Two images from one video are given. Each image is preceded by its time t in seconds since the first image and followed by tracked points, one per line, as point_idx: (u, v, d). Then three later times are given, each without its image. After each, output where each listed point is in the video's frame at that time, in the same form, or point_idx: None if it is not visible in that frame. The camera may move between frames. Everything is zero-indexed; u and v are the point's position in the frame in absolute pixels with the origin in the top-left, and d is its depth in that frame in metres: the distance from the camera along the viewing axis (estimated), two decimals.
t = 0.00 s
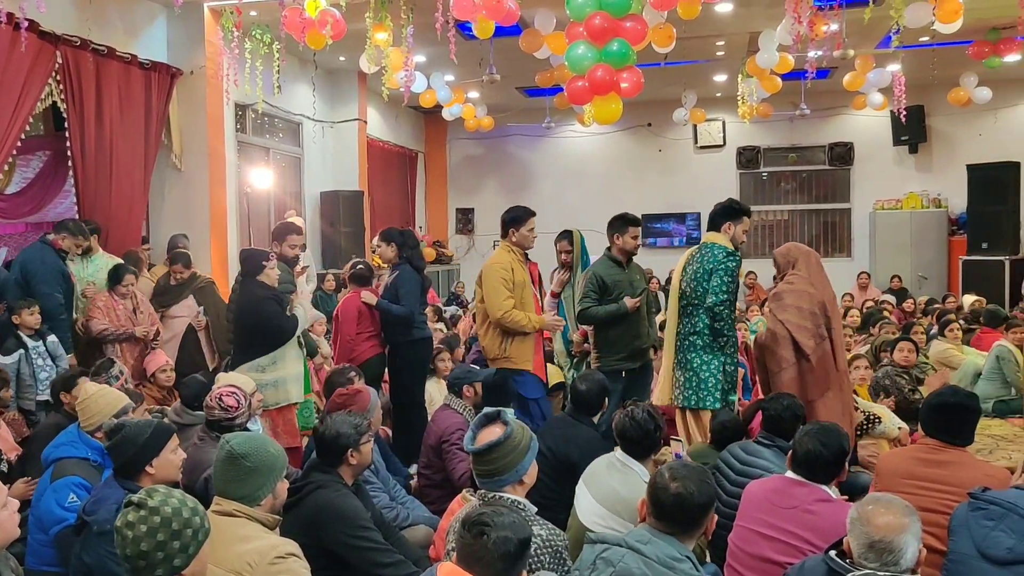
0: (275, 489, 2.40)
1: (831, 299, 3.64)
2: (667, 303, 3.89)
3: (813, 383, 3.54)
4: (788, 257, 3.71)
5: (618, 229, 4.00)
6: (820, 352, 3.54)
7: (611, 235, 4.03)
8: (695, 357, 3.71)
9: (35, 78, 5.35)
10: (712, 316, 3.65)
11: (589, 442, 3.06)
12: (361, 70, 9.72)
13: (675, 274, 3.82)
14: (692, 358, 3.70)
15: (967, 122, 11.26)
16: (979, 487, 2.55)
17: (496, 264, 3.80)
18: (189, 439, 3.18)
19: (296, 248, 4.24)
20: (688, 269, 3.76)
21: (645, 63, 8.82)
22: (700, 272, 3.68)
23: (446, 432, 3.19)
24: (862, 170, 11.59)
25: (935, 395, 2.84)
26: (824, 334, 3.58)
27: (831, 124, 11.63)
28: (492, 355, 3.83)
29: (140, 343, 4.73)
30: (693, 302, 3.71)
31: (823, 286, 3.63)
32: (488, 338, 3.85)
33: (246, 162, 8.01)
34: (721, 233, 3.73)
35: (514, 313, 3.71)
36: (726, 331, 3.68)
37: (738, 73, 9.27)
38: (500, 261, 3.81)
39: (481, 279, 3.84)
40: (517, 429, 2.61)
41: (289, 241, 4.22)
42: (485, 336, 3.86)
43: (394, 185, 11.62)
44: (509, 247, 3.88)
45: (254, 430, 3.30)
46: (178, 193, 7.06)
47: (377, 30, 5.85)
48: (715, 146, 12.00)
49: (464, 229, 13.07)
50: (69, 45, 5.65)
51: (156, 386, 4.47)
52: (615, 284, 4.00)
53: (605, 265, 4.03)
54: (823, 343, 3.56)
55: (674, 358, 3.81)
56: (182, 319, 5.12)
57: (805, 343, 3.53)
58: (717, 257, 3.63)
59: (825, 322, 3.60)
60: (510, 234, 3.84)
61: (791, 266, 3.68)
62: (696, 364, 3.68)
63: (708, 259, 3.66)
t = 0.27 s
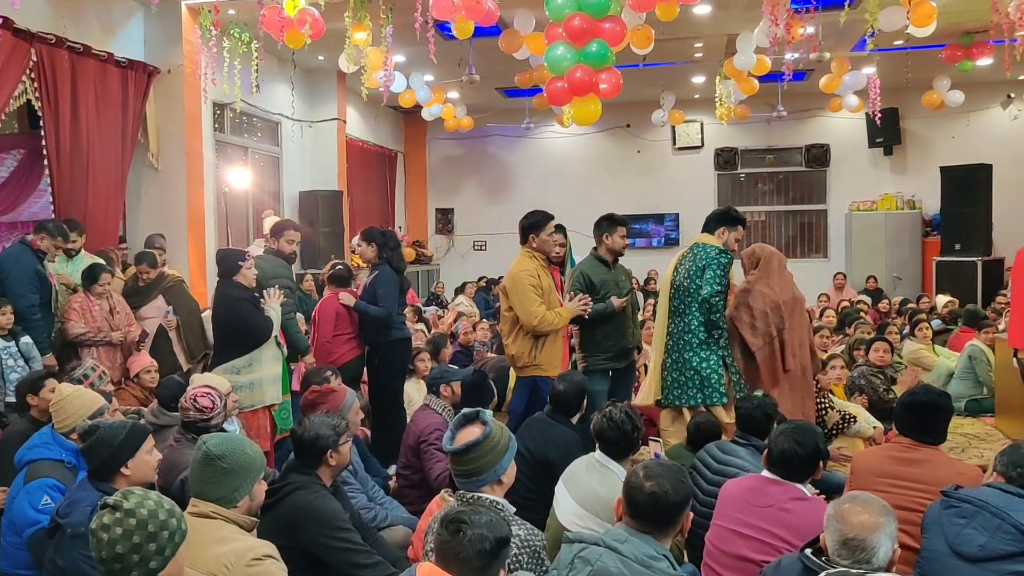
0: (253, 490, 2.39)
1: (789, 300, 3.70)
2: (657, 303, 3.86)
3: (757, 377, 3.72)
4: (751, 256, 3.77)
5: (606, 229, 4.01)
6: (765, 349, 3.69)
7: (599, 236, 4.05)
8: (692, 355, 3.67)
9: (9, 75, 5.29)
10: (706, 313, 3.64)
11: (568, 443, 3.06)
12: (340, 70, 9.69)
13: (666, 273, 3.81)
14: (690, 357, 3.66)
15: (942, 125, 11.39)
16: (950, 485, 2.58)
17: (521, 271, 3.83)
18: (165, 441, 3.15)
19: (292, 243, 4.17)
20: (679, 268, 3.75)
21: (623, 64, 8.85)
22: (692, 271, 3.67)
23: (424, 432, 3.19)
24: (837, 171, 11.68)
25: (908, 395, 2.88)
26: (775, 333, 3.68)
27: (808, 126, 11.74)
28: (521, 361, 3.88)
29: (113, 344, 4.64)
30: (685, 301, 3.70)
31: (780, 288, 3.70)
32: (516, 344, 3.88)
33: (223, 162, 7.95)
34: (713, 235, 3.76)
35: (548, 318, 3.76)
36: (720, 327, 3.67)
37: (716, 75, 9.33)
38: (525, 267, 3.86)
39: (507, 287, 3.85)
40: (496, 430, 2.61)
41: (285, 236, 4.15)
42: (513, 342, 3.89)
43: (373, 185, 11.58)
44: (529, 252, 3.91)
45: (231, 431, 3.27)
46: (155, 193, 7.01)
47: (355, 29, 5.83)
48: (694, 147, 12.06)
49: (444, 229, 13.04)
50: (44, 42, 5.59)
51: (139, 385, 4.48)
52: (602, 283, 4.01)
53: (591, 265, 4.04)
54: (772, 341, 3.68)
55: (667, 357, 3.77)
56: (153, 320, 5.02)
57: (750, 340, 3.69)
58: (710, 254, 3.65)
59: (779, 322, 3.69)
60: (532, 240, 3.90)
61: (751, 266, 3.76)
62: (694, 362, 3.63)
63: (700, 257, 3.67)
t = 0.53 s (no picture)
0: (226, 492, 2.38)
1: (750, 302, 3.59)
2: (649, 304, 3.75)
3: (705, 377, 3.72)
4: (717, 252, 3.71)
5: (587, 229, 3.99)
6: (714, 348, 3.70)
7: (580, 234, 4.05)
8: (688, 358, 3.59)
9: None
10: (707, 315, 3.58)
11: (542, 444, 3.07)
12: (315, 70, 9.65)
13: (661, 275, 3.70)
14: (688, 360, 3.57)
15: (913, 128, 11.54)
16: (917, 483, 2.62)
17: (548, 262, 3.71)
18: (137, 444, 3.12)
19: (285, 245, 4.18)
20: (677, 269, 3.65)
21: (598, 66, 8.89)
22: (694, 273, 3.58)
23: (397, 434, 3.21)
24: (809, 173, 11.80)
25: (877, 394, 2.91)
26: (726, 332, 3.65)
27: (781, 128, 11.85)
28: (544, 356, 3.77)
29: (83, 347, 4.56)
30: (684, 303, 3.61)
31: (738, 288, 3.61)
32: (539, 338, 3.77)
33: (196, 161, 7.89)
34: (709, 238, 3.70)
35: (578, 310, 3.67)
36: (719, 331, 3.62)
37: (690, 77, 9.39)
38: (552, 261, 3.72)
39: (534, 280, 3.71)
40: (469, 431, 2.62)
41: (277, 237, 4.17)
42: (536, 337, 3.77)
43: (349, 185, 11.55)
44: (550, 245, 3.80)
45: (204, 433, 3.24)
46: (127, 192, 6.93)
47: (330, 29, 5.82)
48: (668, 149, 12.12)
49: (420, 230, 13.01)
50: (14, 39, 5.51)
51: (117, 387, 4.45)
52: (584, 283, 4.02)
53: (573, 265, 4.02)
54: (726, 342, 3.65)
55: (660, 359, 3.67)
56: (122, 321, 4.96)
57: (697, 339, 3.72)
58: (714, 258, 3.56)
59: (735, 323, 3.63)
60: (554, 234, 3.80)
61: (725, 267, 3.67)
62: (694, 365, 3.55)
63: (703, 259, 3.57)
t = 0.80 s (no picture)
0: (200, 492, 2.36)
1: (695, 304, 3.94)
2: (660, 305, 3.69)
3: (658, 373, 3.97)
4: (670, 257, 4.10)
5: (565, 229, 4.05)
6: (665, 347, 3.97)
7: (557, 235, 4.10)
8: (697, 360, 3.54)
9: None
10: (718, 318, 3.51)
11: (520, 444, 3.07)
12: (292, 69, 9.61)
13: (672, 274, 3.65)
14: (696, 361, 3.51)
15: (886, 131, 11.66)
16: (890, 481, 2.64)
17: (555, 259, 3.71)
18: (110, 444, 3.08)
19: (283, 244, 4.00)
20: (689, 269, 3.60)
21: (576, 67, 8.92)
22: (706, 274, 3.52)
23: (374, 436, 3.21)
24: (785, 174, 11.88)
25: (849, 393, 2.94)
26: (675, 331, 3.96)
27: (757, 129, 11.92)
28: (549, 355, 3.79)
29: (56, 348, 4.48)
30: (695, 304, 3.55)
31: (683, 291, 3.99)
32: (544, 337, 3.79)
33: (172, 160, 7.82)
34: (723, 240, 3.67)
35: (584, 309, 3.69)
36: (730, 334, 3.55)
37: (667, 78, 9.43)
38: (558, 259, 3.73)
39: (539, 278, 3.72)
40: (445, 430, 2.61)
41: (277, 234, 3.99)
42: (540, 335, 3.79)
43: (326, 184, 11.50)
44: (558, 242, 3.78)
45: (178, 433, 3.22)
46: (102, 191, 6.87)
47: (308, 28, 5.80)
48: (645, 150, 12.17)
49: (398, 230, 12.98)
50: None
51: (95, 389, 4.44)
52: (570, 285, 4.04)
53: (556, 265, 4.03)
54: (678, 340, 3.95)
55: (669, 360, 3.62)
56: (94, 320, 4.90)
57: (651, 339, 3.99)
58: (729, 260, 3.49)
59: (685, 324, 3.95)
60: (562, 233, 3.77)
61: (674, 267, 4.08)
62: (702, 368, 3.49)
63: (716, 260, 3.51)
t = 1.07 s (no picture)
0: (177, 494, 2.34)
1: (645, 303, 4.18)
2: (673, 303, 3.76)
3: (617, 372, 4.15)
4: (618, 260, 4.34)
5: (544, 229, 4.04)
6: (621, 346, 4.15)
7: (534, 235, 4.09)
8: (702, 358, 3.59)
9: None
10: (723, 317, 3.54)
11: (501, 445, 3.06)
12: (273, 69, 9.57)
13: (684, 273, 3.70)
14: (697, 359, 3.58)
15: (864, 131, 11.75)
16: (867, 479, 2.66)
17: (555, 261, 3.71)
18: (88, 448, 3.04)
19: (281, 243, 3.69)
20: (700, 268, 3.64)
21: (557, 67, 8.94)
22: (712, 273, 3.55)
23: (355, 437, 3.20)
24: (764, 174, 11.95)
25: (826, 391, 2.96)
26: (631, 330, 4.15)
27: (736, 129, 11.97)
28: (547, 356, 3.81)
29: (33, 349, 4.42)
30: (701, 303, 3.60)
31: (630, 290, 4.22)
32: (542, 339, 3.83)
33: (151, 160, 7.78)
34: (734, 239, 3.66)
35: (579, 312, 3.67)
36: (737, 334, 3.55)
37: (647, 79, 9.46)
38: (559, 259, 3.73)
39: (539, 278, 3.75)
40: (425, 431, 2.61)
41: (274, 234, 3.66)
42: (539, 337, 3.83)
43: (307, 184, 11.46)
44: (563, 244, 3.80)
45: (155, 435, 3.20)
46: (79, 192, 6.82)
47: (288, 28, 5.79)
48: (626, 150, 12.22)
49: (380, 230, 12.95)
50: None
51: (73, 391, 4.52)
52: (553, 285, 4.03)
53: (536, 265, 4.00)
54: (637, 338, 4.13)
55: (680, 357, 3.69)
56: (70, 322, 4.86)
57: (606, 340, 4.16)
58: (736, 259, 3.50)
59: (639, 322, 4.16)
60: (566, 233, 3.79)
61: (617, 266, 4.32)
62: (704, 365, 3.55)
63: (723, 260, 3.53)
